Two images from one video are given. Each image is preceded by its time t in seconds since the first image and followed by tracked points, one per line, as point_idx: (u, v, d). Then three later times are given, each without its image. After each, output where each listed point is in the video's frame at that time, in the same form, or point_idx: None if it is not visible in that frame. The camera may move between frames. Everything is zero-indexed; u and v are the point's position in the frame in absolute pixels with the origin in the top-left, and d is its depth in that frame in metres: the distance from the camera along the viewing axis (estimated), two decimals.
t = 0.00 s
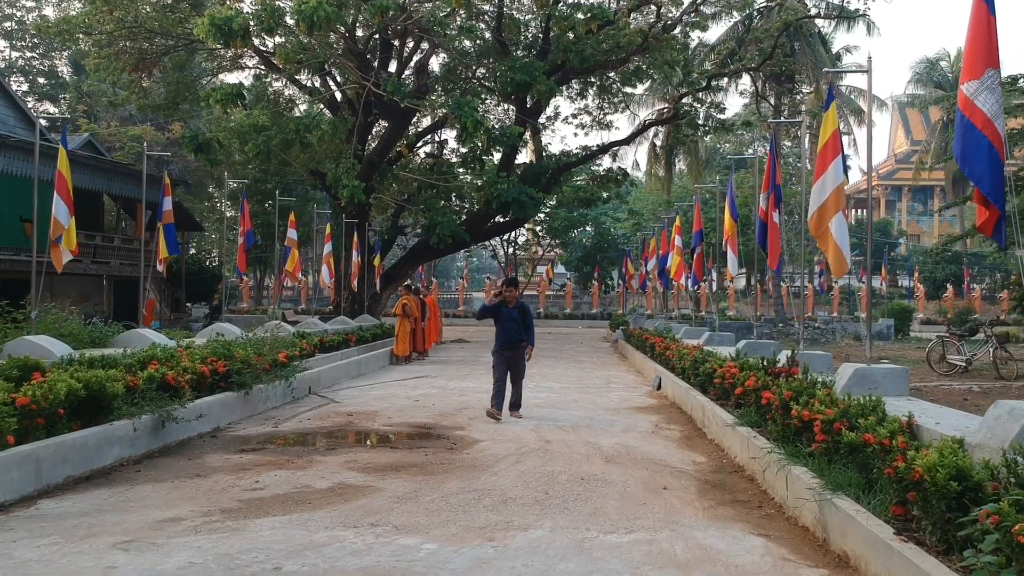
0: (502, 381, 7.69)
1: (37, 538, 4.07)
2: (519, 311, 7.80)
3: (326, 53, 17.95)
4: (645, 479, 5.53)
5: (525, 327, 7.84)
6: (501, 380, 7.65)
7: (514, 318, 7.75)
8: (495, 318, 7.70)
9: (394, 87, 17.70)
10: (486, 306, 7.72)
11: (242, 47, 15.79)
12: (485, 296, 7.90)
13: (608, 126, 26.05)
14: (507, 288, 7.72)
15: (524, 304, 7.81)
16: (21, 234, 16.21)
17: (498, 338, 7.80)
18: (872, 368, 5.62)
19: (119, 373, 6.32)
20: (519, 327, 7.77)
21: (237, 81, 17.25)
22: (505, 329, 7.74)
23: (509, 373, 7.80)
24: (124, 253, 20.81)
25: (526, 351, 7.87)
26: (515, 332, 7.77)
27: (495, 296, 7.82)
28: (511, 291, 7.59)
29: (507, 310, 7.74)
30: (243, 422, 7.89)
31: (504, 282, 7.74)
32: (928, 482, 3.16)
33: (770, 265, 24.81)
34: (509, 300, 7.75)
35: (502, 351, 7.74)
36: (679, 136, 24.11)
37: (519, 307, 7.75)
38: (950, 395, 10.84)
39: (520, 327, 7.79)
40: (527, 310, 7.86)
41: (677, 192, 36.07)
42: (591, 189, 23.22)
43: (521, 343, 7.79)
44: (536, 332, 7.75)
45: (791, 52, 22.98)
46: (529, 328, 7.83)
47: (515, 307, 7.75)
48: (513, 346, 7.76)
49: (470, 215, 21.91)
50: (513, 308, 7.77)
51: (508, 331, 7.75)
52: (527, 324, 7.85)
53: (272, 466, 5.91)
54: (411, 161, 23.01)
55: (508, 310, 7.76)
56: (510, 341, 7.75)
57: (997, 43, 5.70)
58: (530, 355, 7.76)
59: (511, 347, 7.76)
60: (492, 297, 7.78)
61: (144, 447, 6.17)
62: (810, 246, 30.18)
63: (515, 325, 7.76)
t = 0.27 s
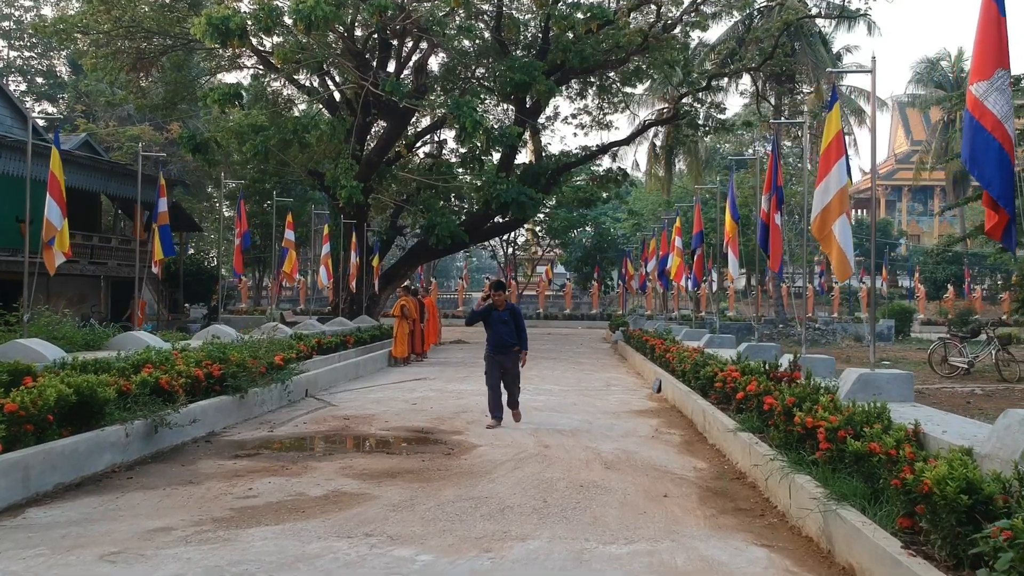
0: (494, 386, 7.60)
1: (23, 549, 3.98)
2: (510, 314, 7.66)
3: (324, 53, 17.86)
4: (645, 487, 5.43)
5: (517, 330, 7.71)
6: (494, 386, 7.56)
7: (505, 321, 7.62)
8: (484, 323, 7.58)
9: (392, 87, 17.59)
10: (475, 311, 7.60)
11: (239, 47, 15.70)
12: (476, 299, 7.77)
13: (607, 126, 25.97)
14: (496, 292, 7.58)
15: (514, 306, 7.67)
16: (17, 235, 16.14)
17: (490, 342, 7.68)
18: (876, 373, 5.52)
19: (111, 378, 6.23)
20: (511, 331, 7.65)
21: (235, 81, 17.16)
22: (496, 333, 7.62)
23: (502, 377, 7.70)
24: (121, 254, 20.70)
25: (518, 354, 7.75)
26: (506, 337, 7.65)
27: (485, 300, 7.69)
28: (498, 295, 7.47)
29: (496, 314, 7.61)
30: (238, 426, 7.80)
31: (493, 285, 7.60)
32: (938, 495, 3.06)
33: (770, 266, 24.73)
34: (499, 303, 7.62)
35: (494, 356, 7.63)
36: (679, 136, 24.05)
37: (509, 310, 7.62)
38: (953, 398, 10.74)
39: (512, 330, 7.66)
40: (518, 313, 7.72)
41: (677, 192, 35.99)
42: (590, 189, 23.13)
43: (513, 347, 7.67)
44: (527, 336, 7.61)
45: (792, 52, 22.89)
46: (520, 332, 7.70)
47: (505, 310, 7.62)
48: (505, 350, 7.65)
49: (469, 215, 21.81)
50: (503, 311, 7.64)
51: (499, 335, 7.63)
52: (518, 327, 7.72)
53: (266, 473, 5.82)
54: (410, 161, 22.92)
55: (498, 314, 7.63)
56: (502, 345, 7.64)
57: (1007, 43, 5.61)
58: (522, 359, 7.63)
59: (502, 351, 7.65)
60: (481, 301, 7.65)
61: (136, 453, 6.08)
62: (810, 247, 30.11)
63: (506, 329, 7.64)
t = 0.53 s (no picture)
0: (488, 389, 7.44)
1: (9, 561, 3.88)
2: (503, 317, 7.62)
3: (323, 52, 17.77)
4: (647, 494, 5.33)
5: (511, 333, 7.65)
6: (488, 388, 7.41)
7: (498, 323, 7.57)
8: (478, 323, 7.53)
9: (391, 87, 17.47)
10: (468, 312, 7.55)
11: (237, 46, 15.59)
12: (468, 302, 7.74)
13: (607, 126, 25.89)
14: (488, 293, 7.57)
15: (507, 308, 7.64)
16: (13, 235, 16.05)
17: (483, 345, 7.60)
18: (882, 378, 5.41)
19: (104, 382, 6.14)
20: (504, 333, 7.58)
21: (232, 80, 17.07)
22: (489, 335, 7.56)
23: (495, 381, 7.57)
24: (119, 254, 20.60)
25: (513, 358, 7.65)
26: (500, 339, 7.58)
27: (478, 302, 7.66)
28: (492, 295, 7.46)
29: (490, 315, 7.57)
30: (233, 430, 7.70)
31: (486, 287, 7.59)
32: (950, 509, 2.97)
33: (771, 266, 24.63)
34: (491, 305, 7.59)
35: (487, 358, 7.53)
36: (679, 136, 23.97)
37: (502, 311, 7.59)
38: (955, 401, 10.64)
39: (505, 333, 7.60)
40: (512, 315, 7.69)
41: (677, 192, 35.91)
42: (590, 189, 23.03)
43: (507, 350, 7.58)
44: (522, 338, 7.57)
45: (793, 51, 22.78)
46: (514, 335, 7.64)
47: (498, 311, 7.58)
48: (498, 352, 7.55)
49: (468, 216, 21.70)
50: (497, 314, 7.60)
51: (492, 336, 7.56)
52: (512, 330, 7.66)
53: (261, 479, 5.72)
54: (409, 161, 22.82)
55: (491, 316, 7.59)
56: (495, 347, 7.54)
57: (1018, 41, 5.24)
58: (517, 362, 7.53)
59: (496, 353, 7.55)
60: (474, 303, 7.63)
61: (129, 458, 5.98)
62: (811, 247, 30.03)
63: (500, 332, 7.57)
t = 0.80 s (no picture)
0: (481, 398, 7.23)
1: None
2: (501, 323, 7.42)
3: (322, 52, 17.68)
4: (648, 501, 5.23)
5: (507, 340, 7.44)
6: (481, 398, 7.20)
7: (495, 330, 7.36)
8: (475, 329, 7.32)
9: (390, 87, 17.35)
10: (465, 317, 7.35)
11: (234, 45, 15.49)
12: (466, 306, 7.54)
13: (607, 125, 25.80)
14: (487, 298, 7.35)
15: (505, 314, 7.44)
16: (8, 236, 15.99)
17: (478, 352, 7.39)
18: (888, 384, 5.31)
19: (97, 386, 6.05)
20: (501, 340, 7.38)
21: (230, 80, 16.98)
22: (485, 341, 7.35)
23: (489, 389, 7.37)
24: (116, 254, 20.50)
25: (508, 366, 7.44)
26: (495, 346, 7.36)
27: (476, 307, 7.45)
28: (490, 300, 7.25)
29: (487, 321, 7.36)
30: (229, 435, 7.60)
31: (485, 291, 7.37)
32: (963, 523, 2.87)
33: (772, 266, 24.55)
34: (490, 310, 7.37)
35: (482, 365, 7.32)
36: (679, 136, 23.89)
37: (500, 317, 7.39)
38: (959, 404, 10.55)
39: (502, 339, 7.39)
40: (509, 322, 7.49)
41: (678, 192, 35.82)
42: (590, 189, 22.93)
43: (503, 357, 7.37)
44: (519, 346, 7.37)
45: (793, 51, 22.66)
46: (510, 342, 7.44)
47: (496, 317, 7.37)
48: (494, 359, 7.34)
49: (468, 216, 21.60)
50: (494, 320, 7.39)
51: (489, 343, 7.35)
52: (509, 337, 7.46)
53: (255, 486, 5.62)
54: (408, 161, 22.72)
55: (489, 322, 7.38)
56: (491, 354, 7.34)
57: None
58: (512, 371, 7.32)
59: (491, 360, 7.35)
60: (472, 308, 7.42)
61: (121, 464, 5.87)
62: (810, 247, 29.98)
63: (496, 338, 7.36)
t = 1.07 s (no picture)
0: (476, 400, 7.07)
1: None
2: (498, 323, 7.22)
3: (320, 51, 17.58)
4: (650, 510, 5.12)
5: (505, 341, 7.26)
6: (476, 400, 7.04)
7: (491, 330, 7.17)
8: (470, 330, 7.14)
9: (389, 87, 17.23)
10: (461, 317, 7.18)
11: (232, 44, 15.38)
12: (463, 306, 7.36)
13: (608, 125, 25.70)
14: (483, 297, 7.16)
15: (503, 314, 7.24)
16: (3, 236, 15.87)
17: (474, 353, 7.22)
18: (894, 389, 5.18)
19: (89, 391, 5.94)
20: (498, 340, 7.19)
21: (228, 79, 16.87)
22: (481, 342, 7.17)
23: (485, 392, 7.20)
24: (113, 255, 20.42)
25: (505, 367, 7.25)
26: (491, 347, 7.18)
27: (472, 306, 7.27)
28: (486, 300, 7.07)
29: (484, 321, 7.17)
30: (224, 439, 7.50)
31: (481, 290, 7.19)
32: (980, 540, 2.77)
33: (773, 266, 24.45)
34: (487, 310, 7.17)
35: (478, 367, 7.15)
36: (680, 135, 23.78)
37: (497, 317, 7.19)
38: (964, 407, 10.44)
39: (498, 340, 7.20)
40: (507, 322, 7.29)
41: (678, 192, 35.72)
42: (590, 189, 22.84)
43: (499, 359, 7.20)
44: (516, 348, 7.16)
45: (794, 50, 22.50)
46: (508, 343, 7.24)
47: (493, 317, 7.18)
48: (490, 361, 7.17)
49: (467, 216, 21.49)
50: (491, 320, 7.20)
51: (485, 344, 7.17)
52: (506, 337, 7.26)
53: (249, 493, 5.51)
54: (407, 161, 22.62)
55: (485, 322, 7.20)
56: (487, 356, 7.16)
57: None
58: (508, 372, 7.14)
59: (487, 361, 7.17)
60: (468, 308, 7.23)
61: (113, 471, 5.76)
62: (811, 247, 29.89)
63: (492, 339, 7.18)
